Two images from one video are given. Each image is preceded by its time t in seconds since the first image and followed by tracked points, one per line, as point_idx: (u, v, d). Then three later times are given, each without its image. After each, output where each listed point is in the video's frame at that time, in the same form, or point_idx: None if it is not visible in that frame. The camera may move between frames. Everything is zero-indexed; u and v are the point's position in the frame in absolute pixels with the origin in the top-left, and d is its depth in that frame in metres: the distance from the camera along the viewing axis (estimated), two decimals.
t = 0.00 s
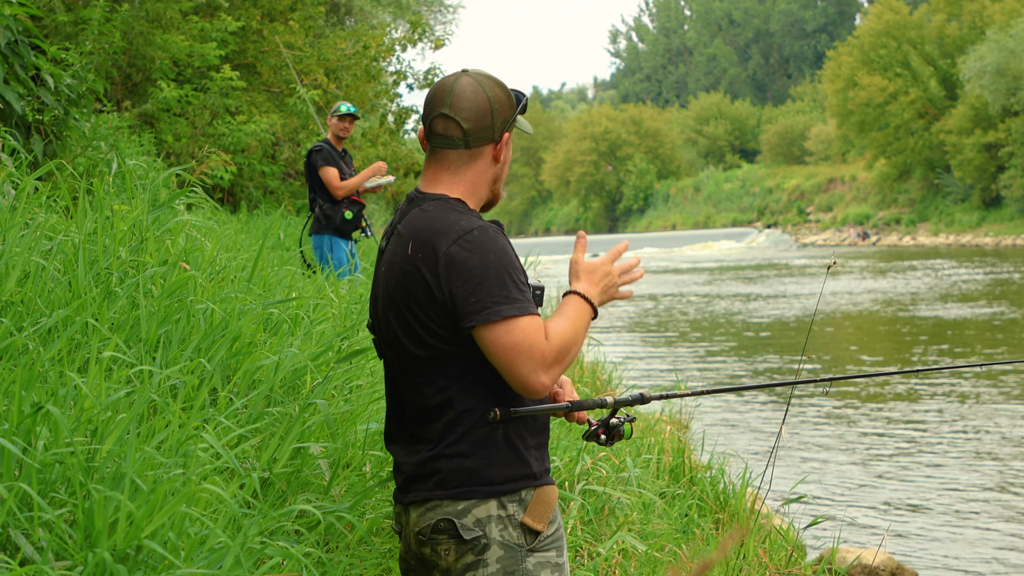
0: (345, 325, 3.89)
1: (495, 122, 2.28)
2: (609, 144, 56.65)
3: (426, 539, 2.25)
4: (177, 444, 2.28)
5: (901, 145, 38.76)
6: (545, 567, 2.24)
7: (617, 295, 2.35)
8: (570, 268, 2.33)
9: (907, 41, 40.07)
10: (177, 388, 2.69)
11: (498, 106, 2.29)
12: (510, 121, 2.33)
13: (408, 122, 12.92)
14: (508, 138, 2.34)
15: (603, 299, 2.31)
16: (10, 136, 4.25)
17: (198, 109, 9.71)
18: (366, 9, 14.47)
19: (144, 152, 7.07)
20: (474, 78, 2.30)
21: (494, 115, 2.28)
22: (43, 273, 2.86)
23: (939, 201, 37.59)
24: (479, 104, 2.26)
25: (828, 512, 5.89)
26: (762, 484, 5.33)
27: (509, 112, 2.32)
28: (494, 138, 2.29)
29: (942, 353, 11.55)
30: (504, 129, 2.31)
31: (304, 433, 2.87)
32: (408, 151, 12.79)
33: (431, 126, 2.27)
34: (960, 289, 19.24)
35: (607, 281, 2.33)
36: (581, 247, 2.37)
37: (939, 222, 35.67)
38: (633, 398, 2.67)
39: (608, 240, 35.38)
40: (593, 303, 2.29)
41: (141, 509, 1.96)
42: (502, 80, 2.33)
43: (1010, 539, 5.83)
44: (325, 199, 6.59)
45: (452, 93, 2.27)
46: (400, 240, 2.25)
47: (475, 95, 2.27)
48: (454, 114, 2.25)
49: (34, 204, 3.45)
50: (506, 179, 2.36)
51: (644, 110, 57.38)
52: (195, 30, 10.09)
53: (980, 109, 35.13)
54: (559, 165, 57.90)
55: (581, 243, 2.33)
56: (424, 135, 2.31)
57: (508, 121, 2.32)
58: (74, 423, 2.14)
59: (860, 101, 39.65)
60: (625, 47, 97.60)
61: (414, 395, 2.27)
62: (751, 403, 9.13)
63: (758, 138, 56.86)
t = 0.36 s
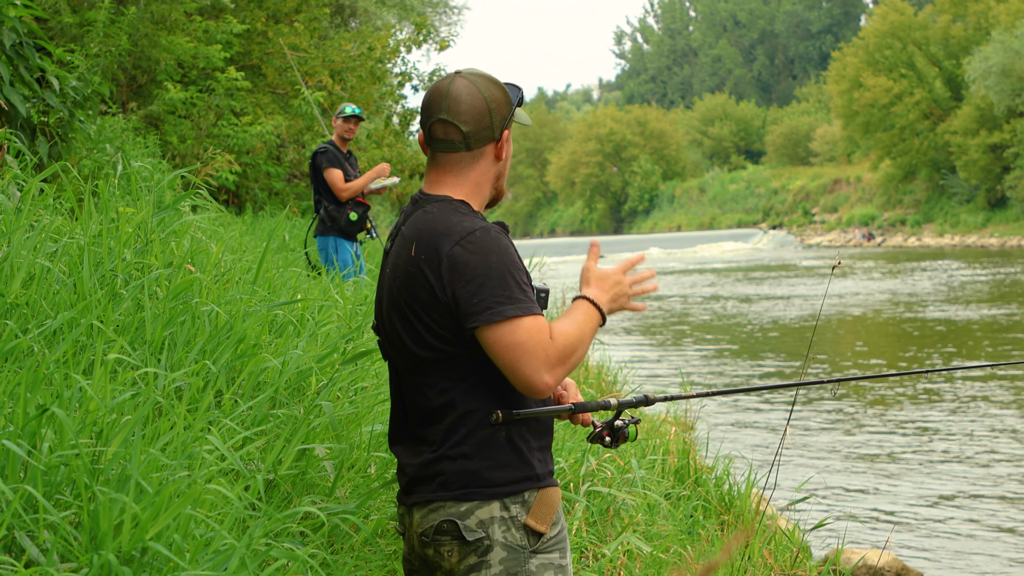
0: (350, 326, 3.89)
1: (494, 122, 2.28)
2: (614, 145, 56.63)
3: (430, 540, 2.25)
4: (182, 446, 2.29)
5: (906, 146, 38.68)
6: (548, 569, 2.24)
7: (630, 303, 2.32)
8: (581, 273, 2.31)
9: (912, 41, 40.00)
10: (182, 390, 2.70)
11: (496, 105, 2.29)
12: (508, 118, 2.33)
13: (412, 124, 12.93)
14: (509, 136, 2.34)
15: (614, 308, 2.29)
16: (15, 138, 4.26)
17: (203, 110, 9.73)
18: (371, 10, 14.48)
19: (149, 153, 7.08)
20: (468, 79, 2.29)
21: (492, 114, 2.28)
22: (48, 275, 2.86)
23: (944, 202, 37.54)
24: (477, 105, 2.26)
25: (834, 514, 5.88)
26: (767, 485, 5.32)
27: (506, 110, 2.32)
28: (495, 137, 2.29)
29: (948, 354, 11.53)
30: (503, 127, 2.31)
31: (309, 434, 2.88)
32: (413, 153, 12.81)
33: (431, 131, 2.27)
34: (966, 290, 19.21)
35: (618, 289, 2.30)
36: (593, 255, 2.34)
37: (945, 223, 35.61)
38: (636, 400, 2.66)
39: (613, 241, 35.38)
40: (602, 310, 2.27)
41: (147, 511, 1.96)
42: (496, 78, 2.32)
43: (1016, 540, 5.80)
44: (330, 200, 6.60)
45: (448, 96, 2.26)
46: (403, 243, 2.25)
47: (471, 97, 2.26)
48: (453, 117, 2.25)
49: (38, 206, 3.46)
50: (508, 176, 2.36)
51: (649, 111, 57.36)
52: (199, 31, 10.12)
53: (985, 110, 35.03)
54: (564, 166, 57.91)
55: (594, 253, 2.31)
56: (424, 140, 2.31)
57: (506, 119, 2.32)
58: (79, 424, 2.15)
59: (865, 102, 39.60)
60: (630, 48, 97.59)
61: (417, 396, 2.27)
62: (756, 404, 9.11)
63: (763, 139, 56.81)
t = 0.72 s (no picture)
0: (350, 326, 3.88)
1: (493, 119, 2.28)
2: (614, 145, 56.64)
3: (428, 540, 2.25)
4: (182, 446, 2.29)
5: (906, 145, 38.66)
6: (547, 568, 2.24)
7: (627, 317, 2.31)
8: (582, 281, 2.31)
9: (912, 41, 39.97)
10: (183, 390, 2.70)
11: (494, 102, 2.29)
12: (508, 115, 2.33)
13: (412, 124, 12.94)
14: (508, 134, 2.34)
15: (611, 318, 2.28)
16: (15, 139, 4.26)
17: (203, 111, 9.75)
18: (370, 10, 14.48)
19: (149, 153, 7.08)
20: (467, 77, 2.30)
21: (491, 111, 2.27)
22: (48, 275, 2.86)
23: (944, 201, 37.55)
24: (475, 103, 2.26)
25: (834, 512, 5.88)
26: (767, 484, 5.32)
27: (505, 107, 2.32)
28: (494, 135, 2.29)
29: (948, 354, 11.53)
30: (502, 124, 2.30)
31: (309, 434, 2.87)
32: (413, 153, 12.82)
33: (430, 129, 2.27)
34: (966, 290, 19.21)
35: (618, 301, 2.30)
36: (596, 264, 2.34)
37: (944, 222, 35.62)
38: (634, 403, 2.65)
39: (613, 241, 35.39)
40: (598, 320, 2.26)
41: (148, 511, 1.96)
42: (495, 76, 2.33)
43: (1017, 539, 5.80)
44: (331, 200, 6.60)
45: (447, 94, 2.27)
46: (405, 240, 2.25)
47: (469, 94, 2.26)
48: (451, 115, 2.25)
49: (38, 207, 3.46)
50: (509, 175, 2.36)
51: (649, 111, 57.35)
52: (199, 32, 10.13)
53: (985, 109, 35.03)
54: (564, 166, 57.92)
55: (598, 262, 2.31)
56: (424, 139, 2.31)
57: (505, 117, 2.32)
58: (80, 424, 2.14)
59: (865, 102, 39.58)
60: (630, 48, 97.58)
61: (416, 395, 2.27)
62: (756, 404, 9.10)
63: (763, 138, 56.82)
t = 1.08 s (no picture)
0: (349, 324, 3.88)
1: (492, 115, 2.28)
2: (612, 142, 56.65)
3: (425, 538, 2.25)
4: (182, 443, 2.29)
5: (904, 142, 38.66)
6: (545, 566, 2.24)
7: (631, 363, 2.37)
8: (600, 314, 2.39)
9: (910, 38, 39.93)
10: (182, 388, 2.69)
11: (494, 98, 2.29)
12: (507, 113, 2.33)
13: (411, 121, 12.93)
14: (507, 130, 2.34)
15: (616, 354, 2.33)
16: (13, 137, 4.25)
17: (202, 109, 9.74)
18: (368, 8, 14.46)
19: (147, 150, 7.08)
20: (467, 74, 2.30)
21: (490, 108, 2.27)
22: (48, 273, 2.85)
23: (943, 198, 37.57)
24: (475, 99, 2.26)
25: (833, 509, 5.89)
26: (766, 481, 5.32)
27: (505, 104, 2.32)
28: (493, 131, 2.29)
29: (947, 351, 11.55)
30: (501, 120, 2.31)
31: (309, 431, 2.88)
32: (412, 150, 12.82)
33: (429, 125, 2.27)
34: (964, 287, 19.24)
35: (627, 342, 2.36)
36: (619, 306, 2.41)
37: (943, 219, 35.63)
38: (631, 404, 2.66)
39: (612, 238, 35.38)
40: (602, 352, 2.32)
41: (148, 508, 1.96)
42: (495, 73, 2.33)
43: (1016, 536, 5.81)
44: (329, 198, 6.59)
45: (447, 90, 2.26)
46: (404, 237, 2.25)
47: (469, 91, 2.27)
48: (451, 111, 2.25)
49: (37, 204, 3.45)
50: (508, 171, 2.36)
51: (648, 108, 57.34)
52: (198, 29, 10.12)
53: (983, 106, 35.03)
54: (562, 163, 57.90)
55: (621, 302, 2.39)
56: (424, 136, 2.31)
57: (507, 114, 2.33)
58: (80, 422, 2.14)
59: (863, 98, 39.57)
60: (629, 45, 97.53)
61: (414, 392, 2.27)
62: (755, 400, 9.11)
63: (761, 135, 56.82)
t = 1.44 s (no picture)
0: (352, 324, 3.88)
1: (497, 117, 2.27)
2: (614, 142, 56.64)
3: (429, 539, 2.24)
4: (186, 444, 2.29)
5: (906, 140, 38.62)
6: (549, 566, 2.23)
7: (633, 366, 2.36)
8: (602, 317, 2.39)
9: (912, 36, 39.87)
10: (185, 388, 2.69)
11: (500, 101, 2.28)
12: (513, 115, 2.33)
13: (413, 121, 12.93)
14: (512, 132, 2.33)
15: (618, 356, 2.33)
16: (16, 137, 4.24)
17: (204, 108, 9.74)
18: (370, 7, 14.47)
19: (150, 150, 7.08)
20: (473, 75, 2.29)
21: (496, 110, 2.27)
22: (51, 273, 2.85)
23: (945, 196, 37.54)
24: (480, 100, 2.26)
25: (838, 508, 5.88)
26: (770, 480, 5.31)
27: (510, 106, 2.31)
28: (498, 133, 2.28)
29: (950, 350, 11.53)
30: (508, 122, 2.30)
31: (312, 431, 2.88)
32: (414, 150, 12.82)
33: (434, 125, 2.26)
34: (967, 286, 19.23)
35: (629, 344, 2.35)
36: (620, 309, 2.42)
37: (946, 218, 35.60)
38: (635, 403, 2.65)
39: (614, 237, 35.38)
40: (604, 354, 2.32)
41: (152, 508, 1.96)
42: (501, 74, 2.32)
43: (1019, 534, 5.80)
44: (332, 198, 6.58)
45: (452, 91, 2.26)
46: (407, 237, 2.24)
47: (475, 92, 2.26)
48: (455, 111, 2.24)
49: (40, 205, 3.45)
50: (512, 173, 2.36)
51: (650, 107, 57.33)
52: (200, 29, 10.13)
53: (986, 104, 34.97)
54: (564, 163, 57.88)
55: (622, 305, 2.39)
56: (427, 136, 2.31)
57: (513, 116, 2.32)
58: (83, 422, 2.15)
59: (865, 97, 39.54)
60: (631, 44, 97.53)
61: (417, 393, 2.27)
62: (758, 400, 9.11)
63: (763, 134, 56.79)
